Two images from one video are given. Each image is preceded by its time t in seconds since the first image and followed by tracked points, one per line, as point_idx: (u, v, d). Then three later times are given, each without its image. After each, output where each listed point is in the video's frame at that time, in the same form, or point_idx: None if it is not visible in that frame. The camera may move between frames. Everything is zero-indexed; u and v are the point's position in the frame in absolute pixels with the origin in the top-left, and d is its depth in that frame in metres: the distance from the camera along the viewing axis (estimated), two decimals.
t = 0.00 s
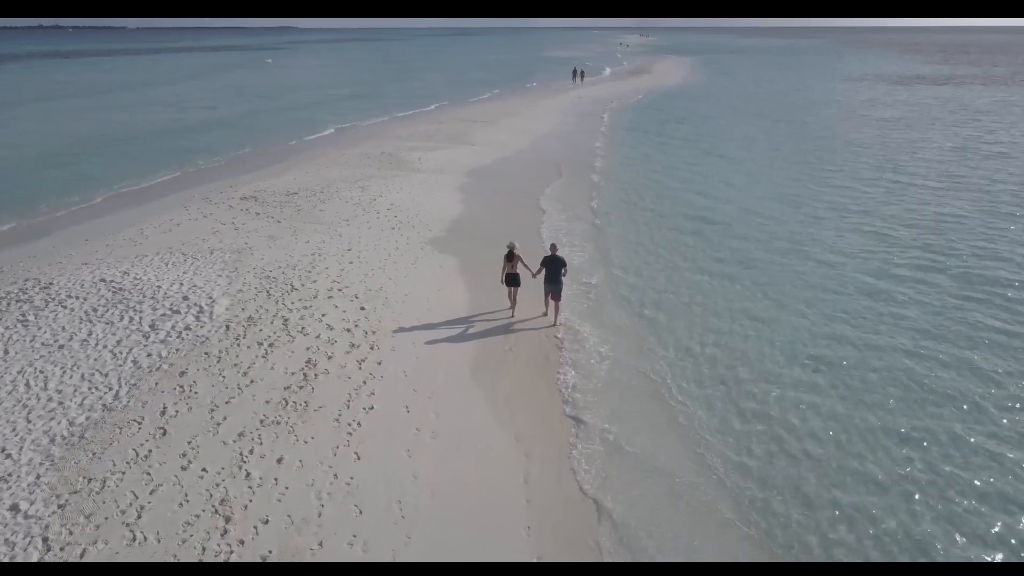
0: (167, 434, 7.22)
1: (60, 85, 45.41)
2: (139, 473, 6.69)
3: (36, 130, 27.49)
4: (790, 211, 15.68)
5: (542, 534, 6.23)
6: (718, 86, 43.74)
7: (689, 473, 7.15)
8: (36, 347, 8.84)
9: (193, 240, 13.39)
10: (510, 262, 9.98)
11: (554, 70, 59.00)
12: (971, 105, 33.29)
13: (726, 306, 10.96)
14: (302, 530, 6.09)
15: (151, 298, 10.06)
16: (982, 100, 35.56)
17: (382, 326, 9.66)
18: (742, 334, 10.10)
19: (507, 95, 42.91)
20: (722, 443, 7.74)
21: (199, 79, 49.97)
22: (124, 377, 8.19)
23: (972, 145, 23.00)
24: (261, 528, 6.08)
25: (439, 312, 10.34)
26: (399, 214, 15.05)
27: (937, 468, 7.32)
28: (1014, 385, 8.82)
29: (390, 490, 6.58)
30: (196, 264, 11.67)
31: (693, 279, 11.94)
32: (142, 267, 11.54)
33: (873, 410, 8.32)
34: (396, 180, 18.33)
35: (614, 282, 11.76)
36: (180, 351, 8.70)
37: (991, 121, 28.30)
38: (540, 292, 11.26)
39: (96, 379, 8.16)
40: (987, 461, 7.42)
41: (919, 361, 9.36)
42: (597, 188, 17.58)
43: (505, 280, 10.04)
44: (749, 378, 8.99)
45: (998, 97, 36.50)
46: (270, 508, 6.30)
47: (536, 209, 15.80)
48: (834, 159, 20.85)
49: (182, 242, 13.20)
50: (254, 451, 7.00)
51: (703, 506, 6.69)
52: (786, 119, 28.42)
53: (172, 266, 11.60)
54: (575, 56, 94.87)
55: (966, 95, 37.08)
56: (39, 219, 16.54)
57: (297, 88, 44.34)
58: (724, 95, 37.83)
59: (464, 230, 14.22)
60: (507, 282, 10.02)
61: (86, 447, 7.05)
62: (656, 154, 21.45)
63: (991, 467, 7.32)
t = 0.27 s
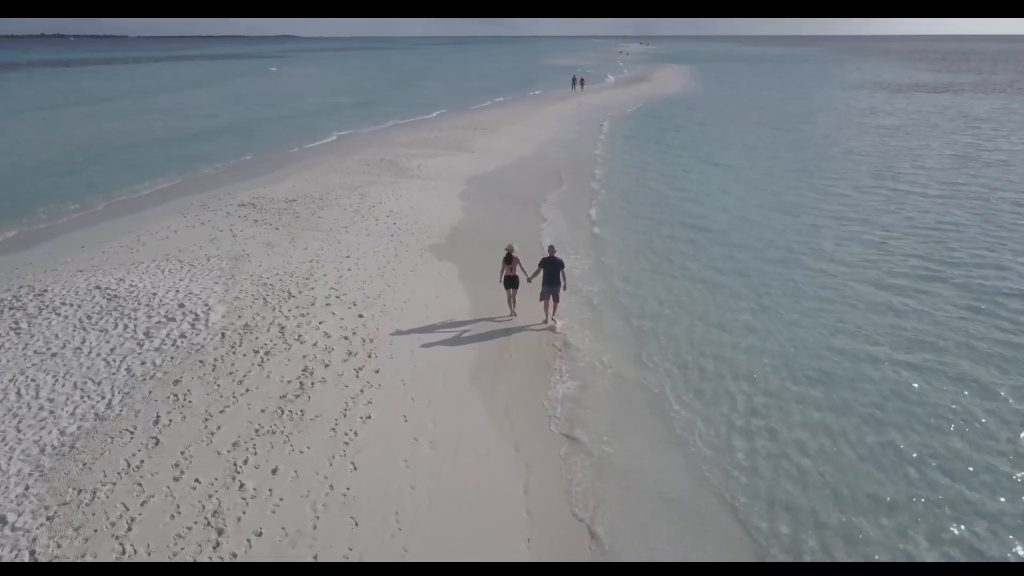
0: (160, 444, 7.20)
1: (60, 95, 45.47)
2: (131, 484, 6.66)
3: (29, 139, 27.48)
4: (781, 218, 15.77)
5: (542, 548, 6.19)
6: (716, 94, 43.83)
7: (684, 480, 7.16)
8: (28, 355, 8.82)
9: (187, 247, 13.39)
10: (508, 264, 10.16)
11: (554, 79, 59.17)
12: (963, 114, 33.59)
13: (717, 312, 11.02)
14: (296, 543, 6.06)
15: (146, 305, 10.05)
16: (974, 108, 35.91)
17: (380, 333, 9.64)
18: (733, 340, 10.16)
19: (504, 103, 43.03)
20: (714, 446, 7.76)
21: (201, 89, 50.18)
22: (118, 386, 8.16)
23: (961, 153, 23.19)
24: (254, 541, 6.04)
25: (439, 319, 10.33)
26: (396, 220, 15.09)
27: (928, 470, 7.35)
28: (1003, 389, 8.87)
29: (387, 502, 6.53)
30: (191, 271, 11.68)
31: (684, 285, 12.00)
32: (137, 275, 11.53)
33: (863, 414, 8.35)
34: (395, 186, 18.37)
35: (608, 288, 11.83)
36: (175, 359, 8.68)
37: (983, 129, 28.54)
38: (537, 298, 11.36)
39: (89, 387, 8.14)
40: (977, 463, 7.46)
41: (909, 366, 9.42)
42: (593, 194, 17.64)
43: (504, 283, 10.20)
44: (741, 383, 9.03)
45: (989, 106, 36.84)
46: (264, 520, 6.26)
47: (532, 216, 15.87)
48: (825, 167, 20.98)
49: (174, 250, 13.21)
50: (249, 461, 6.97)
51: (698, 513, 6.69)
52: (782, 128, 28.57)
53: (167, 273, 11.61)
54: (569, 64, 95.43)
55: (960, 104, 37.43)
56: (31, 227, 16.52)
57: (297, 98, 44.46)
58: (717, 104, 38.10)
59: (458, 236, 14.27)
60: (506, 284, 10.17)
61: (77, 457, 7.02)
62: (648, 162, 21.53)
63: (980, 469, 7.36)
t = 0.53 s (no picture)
0: (151, 457, 7.16)
1: (62, 104, 45.55)
2: (120, 498, 6.61)
3: (27, 149, 27.51)
4: (779, 228, 15.80)
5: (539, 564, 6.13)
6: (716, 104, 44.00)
7: (682, 490, 7.15)
8: (19, 364, 8.80)
9: (184, 255, 13.38)
10: (507, 269, 10.24)
11: (555, 90, 59.45)
12: (961, 123, 33.73)
13: (715, 322, 11.03)
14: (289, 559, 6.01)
15: (140, 314, 10.03)
16: (972, 118, 36.06)
17: (377, 343, 9.61)
18: (731, 349, 10.16)
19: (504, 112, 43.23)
20: (711, 456, 7.76)
21: (203, 98, 50.37)
22: (109, 397, 8.13)
23: (958, 163, 23.27)
24: (245, 557, 5.99)
25: (438, 329, 10.31)
26: (395, 229, 15.11)
27: (927, 482, 7.35)
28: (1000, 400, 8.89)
29: (382, 516, 6.47)
30: (187, 280, 11.66)
31: (682, 294, 12.02)
32: (132, 284, 11.52)
33: (862, 425, 8.36)
34: (395, 195, 18.40)
35: (606, 297, 11.85)
36: (169, 369, 8.65)
37: (981, 138, 28.64)
38: (536, 305, 11.40)
39: (80, 399, 8.11)
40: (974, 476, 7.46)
41: (906, 376, 9.43)
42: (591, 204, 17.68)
43: (503, 288, 10.27)
44: (738, 392, 9.04)
45: (986, 115, 36.99)
46: (256, 535, 6.21)
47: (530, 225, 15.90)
48: (823, 176, 21.03)
49: (170, 259, 13.21)
50: (241, 475, 6.92)
51: (695, 524, 6.68)
52: (781, 137, 28.66)
53: (163, 282, 11.60)
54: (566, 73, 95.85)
55: (958, 114, 37.58)
56: (28, 236, 16.53)
57: (298, 107, 44.59)
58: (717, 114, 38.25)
59: (457, 245, 14.29)
60: (505, 290, 10.24)
61: (65, 470, 6.99)
62: (646, 171, 21.58)
63: (979, 481, 7.35)
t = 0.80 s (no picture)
0: (142, 468, 7.12)
1: (64, 113, 45.70)
2: (110, 511, 6.57)
3: (28, 158, 27.58)
4: (778, 237, 15.82)
5: None
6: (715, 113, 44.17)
7: (680, 498, 7.14)
8: (11, 374, 8.77)
9: (181, 263, 13.38)
10: (506, 273, 10.35)
11: (556, 99, 59.68)
12: (961, 133, 33.83)
13: (714, 330, 11.03)
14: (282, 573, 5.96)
15: (135, 323, 10.01)
16: (971, 127, 36.18)
17: (375, 352, 9.59)
18: (731, 357, 10.16)
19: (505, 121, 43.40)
20: (710, 464, 7.75)
21: (206, 108, 50.56)
22: (102, 407, 8.09)
23: (958, 172, 23.33)
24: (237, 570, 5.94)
25: (437, 337, 10.30)
26: (394, 236, 15.12)
27: (926, 492, 7.34)
28: (1000, 409, 8.88)
29: (378, 529, 6.43)
30: (183, 288, 11.65)
31: (681, 302, 12.02)
32: (128, 292, 11.51)
33: (862, 434, 8.35)
34: (394, 203, 18.46)
35: (605, 305, 11.86)
36: (163, 379, 8.62)
37: (980, 148, 28.72)
38: (534, 312, 11.45)
39: (71, 409, 8.07)
40: (974, 485, 7.45)
41: (906, 385, 9.42)
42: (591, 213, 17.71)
43: (503, 292, 10.37)
44: (738, 400, 9.03)
45: (987, 125, 37.13)
46: (249, 549, 6.17)
47: (530, 233, 15.92)
48: (823, 185, 21.08)
49: (166, 266, 13.21)
50: (235, 486, 6.88)
51: (693, 535, 6.65)
52: (781, 147, 28.74)
53: (159, 290, 11.58)
54: (566, 82, 96.19)
55: (958, 123, 37.72)
56: (27, 244, 16.56)
57: (299, 117, 44.75)
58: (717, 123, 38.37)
59: (456, 253, 14.31)
60: (506, 294, 10.34)
61: (55, 482, 6.95)
62: (646, 180, 21.62)
63: (976, 489, 7.37)
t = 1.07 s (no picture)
0: (133, 482, 7.07)
1: (64, 125, 45.77)
2: (98, 526, 6.51)
3: (26, 169, 27.61)
4: (777, 248, 15.85)
5: None
6: (713, 124, 44.38)
7: (679, 507, 7.13)
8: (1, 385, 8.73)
9: (177, 273, 13.37)
10: (505, 280, 10.46)
11: (555, 110, 59.95)
12: (958, 143, 33.96)
13: (713, 340, 11.04)
14: None
15: (129, 333, 9.99)
16: (968, 138, 36.32)
17: (372, 363, 9.56)
18: (730, 367, 10.16)
19: (504, 132, 43.60)
20: (710, 475, 7.73)
21: (206, 119, 50.72)
22: (93, 419, 8.05)
23: (956, 182, 23.40)
24: None
25: (435, 347, 10.27)
26: (393, 246, 15.14)
27: (927, 503, 7.32)
28: (1000, 420, 8.87)
29: (373, 544, 6.37)
30: (179, 298, 11.64)
31: (679, 311, 12.06)
32: (122, 302, 11.50)
33: (861, 444, 8.34)
34: (393, 213, 18.47)
35: (604, 315, 11.87)
36: (156, 390, 8.59)
37: (978, 159, 28.84)
38: (533, 321, 11.49)
39: (62, 421, 8.03)
40: (975, 496, 7.43)
41: (906, 396, 9.42)
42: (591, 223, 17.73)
43: (500, 299, 10.48)
44: (738, 410, 9.03)
45: (985, 136, 37.28)
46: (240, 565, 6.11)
47: (530, 243, 15.94)
48: (821, 196, 21.14)
49: (163, 276, 13.21)
50: (227, 500, 6.83)
51: (690, 547, 6.62)
52: (780, 158, 28.83)
53: (154, 300, 11.57)
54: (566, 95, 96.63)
55: (956, 134, 37.86)
56: (25, 255, 16.55)
57: (299, 128, 44.87)
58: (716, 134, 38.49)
59: (456, 262, 14.32)
60: (505, 300, 10.43)
61: (42, 496, 6.90)
62: (645, 191, 21.66)
63: (972, 497, 7.40)
